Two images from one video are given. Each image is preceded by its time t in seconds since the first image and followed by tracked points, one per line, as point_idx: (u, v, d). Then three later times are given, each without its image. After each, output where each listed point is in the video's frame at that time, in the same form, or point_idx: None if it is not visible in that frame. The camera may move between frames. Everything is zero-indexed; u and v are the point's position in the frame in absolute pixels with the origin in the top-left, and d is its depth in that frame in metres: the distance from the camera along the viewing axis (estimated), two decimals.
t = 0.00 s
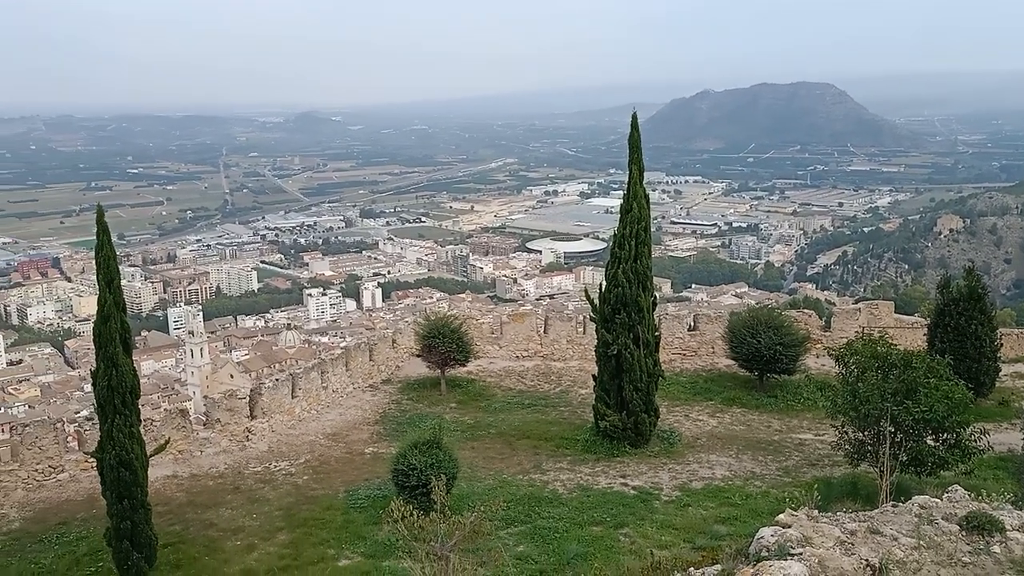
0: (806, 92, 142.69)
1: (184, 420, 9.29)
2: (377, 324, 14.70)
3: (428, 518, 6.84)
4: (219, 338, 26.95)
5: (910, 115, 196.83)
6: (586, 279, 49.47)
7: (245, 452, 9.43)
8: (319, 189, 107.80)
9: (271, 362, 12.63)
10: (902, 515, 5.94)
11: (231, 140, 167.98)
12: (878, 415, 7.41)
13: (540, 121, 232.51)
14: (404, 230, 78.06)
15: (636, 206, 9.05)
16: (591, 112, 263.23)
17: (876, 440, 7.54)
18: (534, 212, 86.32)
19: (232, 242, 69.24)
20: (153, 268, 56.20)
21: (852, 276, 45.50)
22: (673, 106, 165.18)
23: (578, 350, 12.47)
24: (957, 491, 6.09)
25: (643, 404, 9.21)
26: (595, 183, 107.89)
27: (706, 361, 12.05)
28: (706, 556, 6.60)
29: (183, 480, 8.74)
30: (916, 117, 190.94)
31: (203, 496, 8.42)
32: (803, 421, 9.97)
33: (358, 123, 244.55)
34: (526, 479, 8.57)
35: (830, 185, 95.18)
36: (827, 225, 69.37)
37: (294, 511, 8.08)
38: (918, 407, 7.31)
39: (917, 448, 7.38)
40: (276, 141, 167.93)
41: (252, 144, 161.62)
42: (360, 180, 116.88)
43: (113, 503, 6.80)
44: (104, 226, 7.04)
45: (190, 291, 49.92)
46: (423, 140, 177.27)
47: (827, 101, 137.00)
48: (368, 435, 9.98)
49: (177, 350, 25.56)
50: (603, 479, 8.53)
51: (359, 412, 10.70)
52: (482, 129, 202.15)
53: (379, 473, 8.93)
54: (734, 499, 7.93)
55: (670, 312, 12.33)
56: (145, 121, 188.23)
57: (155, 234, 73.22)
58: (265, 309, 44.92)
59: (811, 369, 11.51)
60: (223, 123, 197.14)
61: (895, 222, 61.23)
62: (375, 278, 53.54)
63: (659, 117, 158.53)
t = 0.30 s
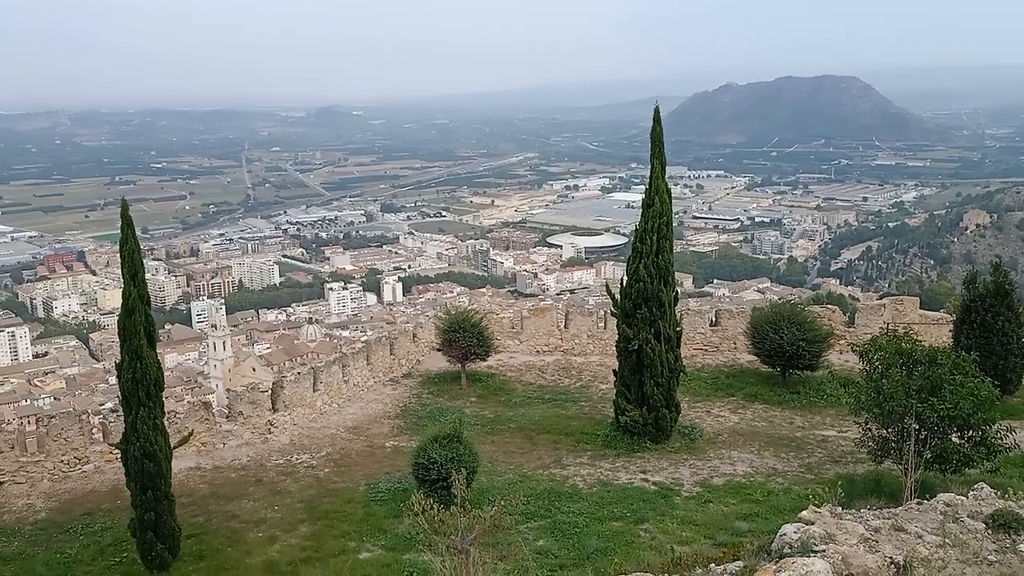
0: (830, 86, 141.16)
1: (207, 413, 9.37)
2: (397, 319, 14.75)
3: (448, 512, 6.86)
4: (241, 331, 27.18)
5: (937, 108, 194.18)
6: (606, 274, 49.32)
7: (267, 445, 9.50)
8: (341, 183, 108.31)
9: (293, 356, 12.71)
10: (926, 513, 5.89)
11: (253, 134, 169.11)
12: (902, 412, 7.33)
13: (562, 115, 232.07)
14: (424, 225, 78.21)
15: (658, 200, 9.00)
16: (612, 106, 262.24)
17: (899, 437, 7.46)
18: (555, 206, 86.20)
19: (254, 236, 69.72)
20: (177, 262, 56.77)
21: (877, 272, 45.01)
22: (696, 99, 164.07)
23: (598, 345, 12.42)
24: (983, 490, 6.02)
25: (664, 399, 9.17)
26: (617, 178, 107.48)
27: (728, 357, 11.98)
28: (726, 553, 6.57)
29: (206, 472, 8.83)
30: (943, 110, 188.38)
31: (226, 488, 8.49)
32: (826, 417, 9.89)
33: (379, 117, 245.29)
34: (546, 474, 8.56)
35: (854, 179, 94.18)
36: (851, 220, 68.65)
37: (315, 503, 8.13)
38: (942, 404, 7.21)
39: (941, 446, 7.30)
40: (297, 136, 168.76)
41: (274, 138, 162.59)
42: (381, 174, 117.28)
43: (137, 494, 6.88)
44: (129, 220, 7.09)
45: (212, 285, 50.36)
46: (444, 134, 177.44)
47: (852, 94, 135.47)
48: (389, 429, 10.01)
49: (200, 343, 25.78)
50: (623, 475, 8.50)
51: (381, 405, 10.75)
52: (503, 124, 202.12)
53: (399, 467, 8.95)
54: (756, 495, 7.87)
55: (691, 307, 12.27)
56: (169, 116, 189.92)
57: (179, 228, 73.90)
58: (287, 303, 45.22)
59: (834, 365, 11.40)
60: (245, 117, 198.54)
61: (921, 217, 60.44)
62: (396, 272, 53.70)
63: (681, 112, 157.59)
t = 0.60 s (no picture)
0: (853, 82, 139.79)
1: (229, 408, 9.43)
2: (417, 316, 14.79)
3: (467, 509, 6.88)
4: (262, 327, 27.33)
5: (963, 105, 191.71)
6: (626, 271, 49.18)
7: (288, 440, 9.55)
8: (361, 180, 108.75)
9: (313, 352, 12.78)
10: (950, 514, 5.82)
11: (274, 132, 170.16)
12: (926, 411, 7.25)
13: (582, 113, 231.70)
14: (444, 222, 78.36)
15: (679, 198, 8.97)
16: (633, 104, 261.39)
17: (923, 437, 7.37)
18: (575, 204, 86.10)
19: (275, 233, 70.19)
20: (199, 259, 57.24)
21: (900, 270, 44.54)
22: (718, 96, 163.03)
23: (618, 343, 12.37)
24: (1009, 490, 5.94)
25: (684, 398, 9.13)
26: (637, 175, 107.16)
27: (749, 355, 11.91)
28: (747, 553, 6.54)
29: (227, 467, 8.89)
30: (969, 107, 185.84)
31: (248, 483, 8.54)
32: (848, 417, 9.80)
33: (400, 114, 246.17)
34: (565, 472, 8.55)
35: (878, 177, 93.26)
36: (874, 218, 68.01)
37: (336, 499, 8.16)
38: (967, 404, 7.11)
39: (966, 446, 7.20)
40: (318, 133, 169.59)
41: (295, 136, 163.58)
42: (401, 171, 117.66)
43: (159, 489, 6.95)
44: (152, 216, 7.14)
45: (234, 281, 50.76)
46: (464, 131, 177.67)
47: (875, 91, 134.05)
48: (408, 425, 10.04)
49: (222, 340, 25.95)
50: (642, 473, 8.47)
51: (400, 402, 10.77)
52: (523, 121, 202.13)
53: (418, 464, 8.97)
54: (777, 495, 7.82)
55: (712, 306, 12.21)
56: (192, 113, 191.63)
57: (201, 225, 74.51)
58: (307, 300, 45.49)
59: (856, 365, 11.30)
60: (267, 115, 199.87)
61: (945, 215, 59.79)
62: (415, 270, 53.86)
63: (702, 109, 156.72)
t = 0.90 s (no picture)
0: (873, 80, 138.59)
1: (246, 405, 9.49)
2: (433, 313, 14.82)
3: (483, 507, 6.88)
4: (280, 324, 27.50)
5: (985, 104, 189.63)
6: (642, 270, 49.03)
7: (304, 437, 9.59)
8: (378, 178, 109.09)
9: (330, 350, 12.81)
10: (971, 516, 5.76)
11: (291, 130, 170.90)
12: (945, 412, 7.18)
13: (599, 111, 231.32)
14: (460, 220, 78.45)
15: (697, 197, 8.91)
16: (650, 101, 260.60)
17: (943, 438, 7.29)
18: (591, 202, 85.99)
19: (292, 231, 70.55)
20: (216, 256, 57.59)
21: (919, 270, 44.18)
22: (736, 94, 162.18)
23: (634, 342, 12.33)
24: None
25: (700, 398, 9.09)
26: (654, 174, 106.85)
27: (766, 354, 11.83)
28: (764, 553, 6.50)
29: (244, 463, 8.94)
30: (992, 105, 183.88)
31: (264, 480, 8.59)
32: (866, 417, 9.73)
33: (417, 113, 246.68)
34: (581, 471, 8.54)
35: (898, 176, 92.49)
36: (894, 217, 67.48)
37: (351, 496, 8.19)
38: (988, 405, 7.03)
39: (987, 448, 7.10)
40: (335, 132, 170.24)
41: (313, 134, 164.18)
42: (418, 169, 117.93)
43: (177, 484, 7.00)
44: (171, 213, 7.18)
45: (251, 279, 51.06)
46: (480, 130, 177.82)
47: (896, 89, 132.88)
48: (424, 423, 10.06)
49: (239, 337, 26.11)
50: (658, 473, 8.44)
51: (416, 400, 10.79)
52: (540, 119, 202.05)
53: (434, 461, 8.99)
54: (794, 496, 7.77)
55: (730, 305, 12.17)
56: (210, 112, 192.86)
57: (219, 223, 75.03)
58: (324, 298, 45.68)
59: (876, 365, 11.22)
60: (284, 113, 200.88)
61: (966, 215, 59.25)
62: (431, 268, 53.98)
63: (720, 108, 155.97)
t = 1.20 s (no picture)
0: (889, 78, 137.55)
1: (258, 401, 9.53)
2: (444, 311, 14.84)
3: (494, 505, 6.89)
4: (292, 320, 27.57)
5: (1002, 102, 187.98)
6: (654, 268, 48.92)
7: (316, 433, 9.62)
8: (390, 175, 109.27)
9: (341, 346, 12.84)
10: (986, 517, 5.72)
11: (304, 126, 171.35)
12: (960, 413, 7.13)
13: (611, 108, 230.87)
14: (472, 217, 78.50)
15: (710, 194, 8.87)
16: (663, 99, 259.84)
17: (957, 438, 7.23)
18: (604, 200, 85.86)
19: (304, 227, 70.73)
20: (229, 253, 57.81)
21: (934, 269, 43.86)
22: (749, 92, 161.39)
23: (646, 341, 12.30)
24: None
25: (712, 396, 9.05)
26: (666, 171, 106.59)
27: (778, 353, 11.79)
28: (776, 552, 6.49)
29: (256, 459, 8.97)
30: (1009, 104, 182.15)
31: (276, 475, 8.62)
32: (879, 417, 9.68)
33: (429, 109, 246.73)
34: (592, 469, 8.53)
35: (912, 174, 91.84)
36: (908, 216, 67.05)
37: (362, 492, 8.22)
38: (1003, 406, 6.98)
39: (1002, 448, 7.04)
40: (348, 128, 170.52)
41: (326, 130, 164.65)
42: (430, 166, 118.07)
43: (190, 479, 7.04)
44: (184, 210, 7.20)
45: (263, 275, 51.24)
46: (492, 127, 177.85)
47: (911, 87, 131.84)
48: (435, 420, 10.07)
49: (252, 333, 26.21)
50: (670, 471, 8.42)
51: (428, 397, 10.80)
52: (552, 116, 201.95)
53: (445, 458, 8.99)
54: (806, 495, 7.73)
55: (742, 303, 12.11)
56: (224, 108, 193.64)
57: (231, 219, 75.31)
58: (335, 294, 45.77)
59: (889, 365, 11.16)
60: (298, 110, 201.45)
61: (982, 213, 58.79)
62: (443, 265, 54.01)
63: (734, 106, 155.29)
